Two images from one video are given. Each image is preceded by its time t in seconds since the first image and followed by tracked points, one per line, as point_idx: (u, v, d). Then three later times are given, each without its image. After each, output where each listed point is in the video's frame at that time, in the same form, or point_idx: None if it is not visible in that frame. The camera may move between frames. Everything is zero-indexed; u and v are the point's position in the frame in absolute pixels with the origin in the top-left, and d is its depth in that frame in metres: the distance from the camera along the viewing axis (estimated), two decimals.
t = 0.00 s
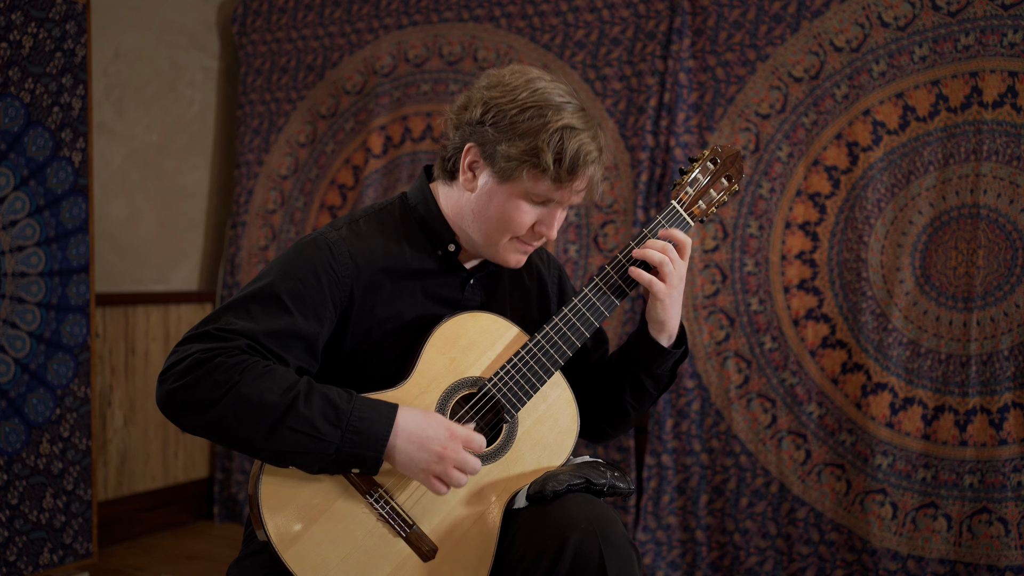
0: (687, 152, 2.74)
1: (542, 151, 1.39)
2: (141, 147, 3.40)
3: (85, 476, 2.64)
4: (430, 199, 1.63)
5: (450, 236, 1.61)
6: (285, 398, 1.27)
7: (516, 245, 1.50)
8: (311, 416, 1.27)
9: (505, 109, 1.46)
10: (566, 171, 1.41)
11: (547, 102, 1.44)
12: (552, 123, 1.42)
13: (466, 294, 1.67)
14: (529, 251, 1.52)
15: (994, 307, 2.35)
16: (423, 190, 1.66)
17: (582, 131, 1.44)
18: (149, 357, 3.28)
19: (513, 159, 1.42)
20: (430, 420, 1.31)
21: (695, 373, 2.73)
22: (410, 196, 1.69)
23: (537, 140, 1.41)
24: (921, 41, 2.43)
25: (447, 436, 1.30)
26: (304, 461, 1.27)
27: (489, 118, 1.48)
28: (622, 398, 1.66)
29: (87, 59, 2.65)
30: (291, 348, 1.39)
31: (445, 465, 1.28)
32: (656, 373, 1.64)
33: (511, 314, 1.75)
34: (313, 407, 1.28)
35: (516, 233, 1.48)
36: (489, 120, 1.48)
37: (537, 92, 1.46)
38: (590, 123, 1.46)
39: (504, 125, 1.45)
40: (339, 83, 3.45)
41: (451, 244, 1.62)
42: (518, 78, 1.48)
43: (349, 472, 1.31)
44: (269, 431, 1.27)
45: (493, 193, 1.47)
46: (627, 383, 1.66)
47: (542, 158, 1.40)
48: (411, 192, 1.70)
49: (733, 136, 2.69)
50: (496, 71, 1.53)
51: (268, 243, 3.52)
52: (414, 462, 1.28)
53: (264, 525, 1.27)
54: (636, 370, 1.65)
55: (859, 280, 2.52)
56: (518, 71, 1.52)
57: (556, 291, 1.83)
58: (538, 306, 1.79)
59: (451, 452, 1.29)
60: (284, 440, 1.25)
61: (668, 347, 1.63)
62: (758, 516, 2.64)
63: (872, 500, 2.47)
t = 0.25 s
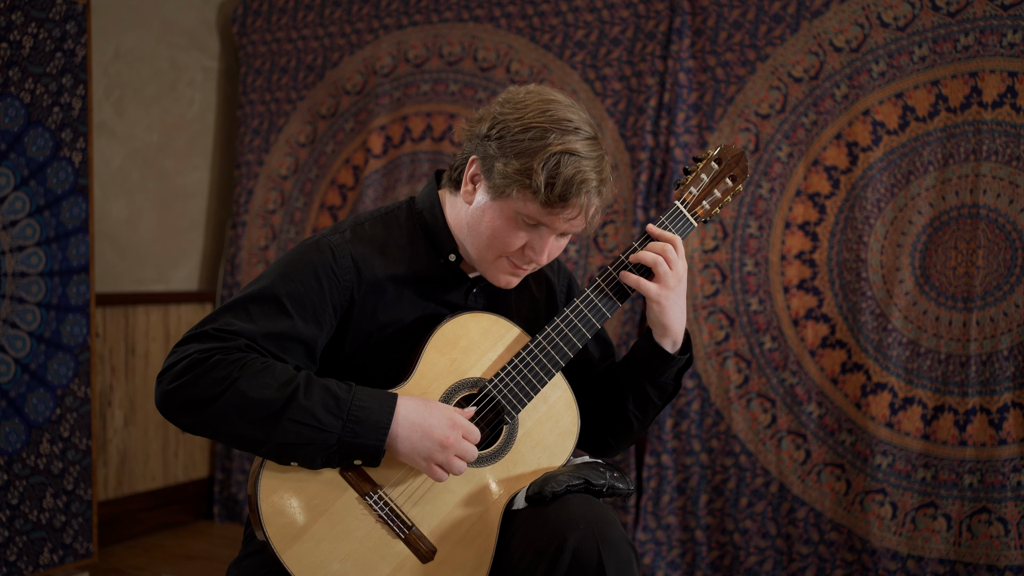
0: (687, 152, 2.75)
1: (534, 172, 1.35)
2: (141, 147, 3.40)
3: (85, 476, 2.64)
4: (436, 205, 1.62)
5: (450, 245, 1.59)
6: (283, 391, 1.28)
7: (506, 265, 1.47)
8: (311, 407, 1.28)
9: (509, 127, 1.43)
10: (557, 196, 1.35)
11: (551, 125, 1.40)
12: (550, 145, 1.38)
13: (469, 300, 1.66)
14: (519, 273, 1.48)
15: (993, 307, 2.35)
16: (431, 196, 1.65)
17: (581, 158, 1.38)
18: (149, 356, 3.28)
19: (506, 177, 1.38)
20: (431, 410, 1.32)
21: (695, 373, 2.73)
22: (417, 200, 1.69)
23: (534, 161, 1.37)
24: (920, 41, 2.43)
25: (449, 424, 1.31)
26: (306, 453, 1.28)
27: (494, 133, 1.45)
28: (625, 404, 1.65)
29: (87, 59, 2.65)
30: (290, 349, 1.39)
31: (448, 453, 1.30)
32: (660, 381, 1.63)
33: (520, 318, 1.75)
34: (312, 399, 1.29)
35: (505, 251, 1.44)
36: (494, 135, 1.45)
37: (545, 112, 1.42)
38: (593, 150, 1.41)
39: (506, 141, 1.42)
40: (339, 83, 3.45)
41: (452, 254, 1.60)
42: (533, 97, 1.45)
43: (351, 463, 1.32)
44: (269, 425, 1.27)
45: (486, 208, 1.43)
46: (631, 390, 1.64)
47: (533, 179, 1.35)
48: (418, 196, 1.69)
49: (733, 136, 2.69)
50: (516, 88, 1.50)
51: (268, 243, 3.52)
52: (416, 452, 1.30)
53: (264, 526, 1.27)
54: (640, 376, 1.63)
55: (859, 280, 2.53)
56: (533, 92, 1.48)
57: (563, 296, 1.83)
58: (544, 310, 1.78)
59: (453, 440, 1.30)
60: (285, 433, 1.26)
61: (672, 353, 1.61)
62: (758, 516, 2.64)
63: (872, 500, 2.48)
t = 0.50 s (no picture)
0: (687, 152, 2.75)
1: (522, 176, 1.32)
2: (141, 147, 3.40)
3: (85, 476, 2.64)
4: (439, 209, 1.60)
5: (450, 254, 1.58)
6: (282, 396, 1.27)
7: (487, 270, 1.45)
8: (311, 412, 1.28)
9: (516, 131, 1.40)
10: (539, 204, 1.32)
11: (556, 135, 1.37)
12: (546, 153, 1.34)
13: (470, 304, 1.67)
14: (500, 279, 1.45)
15: (993, 307, 2.36)
16: (433, 202, 1.63)
17: (577, 173, 1.34)
18: (149, 356, 3.28)
19: (497, 180, 1.36)
20: (431, 411, 1.32)
21: (695, 373, 2.73)
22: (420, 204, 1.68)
23: (525, 166, 1.34)
24: (920, 41, 2.43)
25: (450, 426, 1.31)
26: (307, 457, 1.28)
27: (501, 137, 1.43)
28: (627, 408, 1.64)
29: (87, 59, 2.65)
30: (288, 356, 1.39)
31: (448, 454, 1.30)
32: (662, 384, 1.61)
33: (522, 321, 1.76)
34: (312, 403, 1.29)
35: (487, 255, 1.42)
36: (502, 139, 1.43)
37: (554, 124, 1.38)
38: (593, 165, 1.36)
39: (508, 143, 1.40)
40: (339, 83, 3.45)
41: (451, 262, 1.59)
42: (549, 109, 1.42)
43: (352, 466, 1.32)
44: (269, 429, 1.27)
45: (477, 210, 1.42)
46: (633, 394, 1.63)
47: (520, 183, 1.33)
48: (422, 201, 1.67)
49: (733, 136, 2.69)
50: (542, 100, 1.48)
51: (268, 243, 3.53)
52: (417, 453, 1.30)
53: (264, 528, 1.28)
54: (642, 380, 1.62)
55: (858, 280, 2.53)
56: (554, 104, 1.45)
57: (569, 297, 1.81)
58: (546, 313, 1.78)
59: (454, 442, 1.30)
60: (285, 438, 1.26)
61: (674, 355, 1.60)
62: (757, 516, 2.64)
63: (871, 500, 2.48)
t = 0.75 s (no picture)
0: (687, 153, 2.75)
1: (521, 188, 1.32)
2: (141, 147, 3.41)
3: (86, 476, 2.64)
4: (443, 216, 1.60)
5: (450, 259, 1.58)
6: (281, 400, 1.27)
7: (483, 279, 1.45)
8: (309, 417, 1.28)
9: (520, 141, 1.40)
10: (535, 217, 1.31)
11: (560, 148, 1.36)
12: (547, 164, 1.34)
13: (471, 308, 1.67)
14: (493, 289, 1.45)
15: (992, 307, 2.36)
16: (438, 207, 1.62)
17: (577, 188, 1.33)
18: (149, 356, 3.28)
19: (496, 191, 1.36)
20: (432, 414, 1.32)
21: (695, 373, 2.73)
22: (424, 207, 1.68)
23: (525, 177, 1.33)
24: (919, 41, 2.44)
25: (451, 430, 1.31)
26: (305, 461, 1.28)
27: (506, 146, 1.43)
28: (630, 415, 1.64)
29: (88, 59, 2.65)
30: (288, 360, 1.40)
31: (449, 457, 1.30)
32: (665, 389, 1.62)
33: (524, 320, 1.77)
34: (311, 407, 1.29)
35: (484, 263, 1.42)
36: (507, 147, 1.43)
37: (558, 137, 1.38)
38: (596, 180, 1.35)
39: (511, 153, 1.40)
40: (339, 84, 3.45)
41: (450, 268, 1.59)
42: (556, 122, 1.42)
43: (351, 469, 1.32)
44: (267, 433, 1.27)
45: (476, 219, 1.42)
46: (636, 399, 1.63)
47: (518, 195, 1.33)
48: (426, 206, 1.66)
49: (733, 136, 2.70)
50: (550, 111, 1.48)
51: (268, 243, 3.53)
52: (417, 456, 1.30)
53: (263, 530, 1.28)
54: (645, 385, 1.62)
55: (858, 280, 2.53)
56: (563, 117, 1.44)
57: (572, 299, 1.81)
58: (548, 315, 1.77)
59: (455, 445, 1.31)
60: (283, 442, 1.26)
61: (677, 356, 1.61)
62: (757, 516, 2.65)
63: (870, 500, 2.48)
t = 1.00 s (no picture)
0: (686, 153, 2.75)
1: (522, 178, 1.32)
2: (141, 147, 3.41)
3: (86, 476, 2.64)
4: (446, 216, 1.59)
5: (454, 258, 1.58)
6: (281, 400, 1.27)
7: (487, 275, 1.45)
8: (309, 417, 1.28)
9: (520, 134, 1.40)
10: (537, 206, 1.31)
11: (561, 139, 1.37)
12: (548, 155, 1.34)
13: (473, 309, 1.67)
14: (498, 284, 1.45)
15: (992, 307, 2.36)
16: (442, 206, 1.61)
17: (578, 177, 1.33)
18: (150, 356, 3.28)
19: (498, 183, 1.36)
20: (433, 416, 1.32)
21: (695, 373, 2.74)
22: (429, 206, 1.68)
23: (526, 168, 1.34)
24: (919, 41, 2.44)
25: (452, 431, 1.31)
26: (306, 461, 1.28)
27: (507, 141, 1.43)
28: (620, 441, 1.64)
29: (88, 59, 2.65)
30: (291, 360, 1.40)
31: (451, 459, 1.30)
32: (656, 414, 1.61)
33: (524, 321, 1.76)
34: (311, 407, 1.28)
35: (487, 258, 1.42)
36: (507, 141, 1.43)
37: (558, 128, 1.39)
38: (597, 171, 1.35)
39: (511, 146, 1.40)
40: (339, 84, 3.46)
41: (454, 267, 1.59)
42: (555, 115, 1.43)
43: (352, 471, 1.32)
44: (268, 433, 1.27)
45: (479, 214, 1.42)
46: (627, 425, 1.64)
47: (520, 185, 1.33)
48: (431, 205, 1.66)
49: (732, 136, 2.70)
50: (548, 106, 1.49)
51: (268, 243, 3.53)
52: (419, 456, 1.30)
53: (264, 530, 1.28)
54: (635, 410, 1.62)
55: (857, 280, 2.53)
56: (564, 111, 1.45)
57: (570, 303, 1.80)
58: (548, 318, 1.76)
59: (456, 447, 1.30)
60: (283, 442, 1.26)
61: (668, 380, 1.60)
62: (756, 516, 2.65)
63: (870, 500, 2.48)
